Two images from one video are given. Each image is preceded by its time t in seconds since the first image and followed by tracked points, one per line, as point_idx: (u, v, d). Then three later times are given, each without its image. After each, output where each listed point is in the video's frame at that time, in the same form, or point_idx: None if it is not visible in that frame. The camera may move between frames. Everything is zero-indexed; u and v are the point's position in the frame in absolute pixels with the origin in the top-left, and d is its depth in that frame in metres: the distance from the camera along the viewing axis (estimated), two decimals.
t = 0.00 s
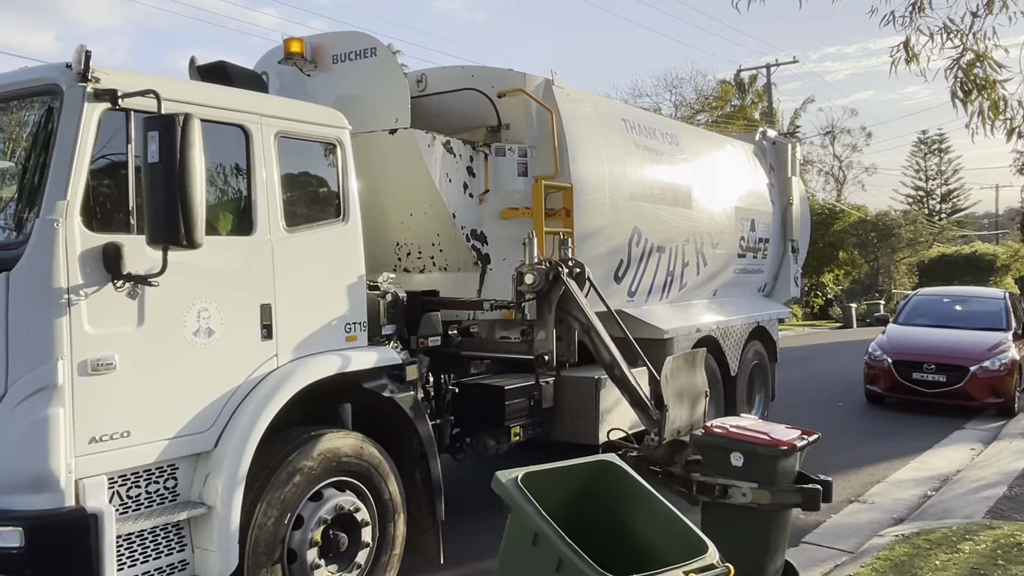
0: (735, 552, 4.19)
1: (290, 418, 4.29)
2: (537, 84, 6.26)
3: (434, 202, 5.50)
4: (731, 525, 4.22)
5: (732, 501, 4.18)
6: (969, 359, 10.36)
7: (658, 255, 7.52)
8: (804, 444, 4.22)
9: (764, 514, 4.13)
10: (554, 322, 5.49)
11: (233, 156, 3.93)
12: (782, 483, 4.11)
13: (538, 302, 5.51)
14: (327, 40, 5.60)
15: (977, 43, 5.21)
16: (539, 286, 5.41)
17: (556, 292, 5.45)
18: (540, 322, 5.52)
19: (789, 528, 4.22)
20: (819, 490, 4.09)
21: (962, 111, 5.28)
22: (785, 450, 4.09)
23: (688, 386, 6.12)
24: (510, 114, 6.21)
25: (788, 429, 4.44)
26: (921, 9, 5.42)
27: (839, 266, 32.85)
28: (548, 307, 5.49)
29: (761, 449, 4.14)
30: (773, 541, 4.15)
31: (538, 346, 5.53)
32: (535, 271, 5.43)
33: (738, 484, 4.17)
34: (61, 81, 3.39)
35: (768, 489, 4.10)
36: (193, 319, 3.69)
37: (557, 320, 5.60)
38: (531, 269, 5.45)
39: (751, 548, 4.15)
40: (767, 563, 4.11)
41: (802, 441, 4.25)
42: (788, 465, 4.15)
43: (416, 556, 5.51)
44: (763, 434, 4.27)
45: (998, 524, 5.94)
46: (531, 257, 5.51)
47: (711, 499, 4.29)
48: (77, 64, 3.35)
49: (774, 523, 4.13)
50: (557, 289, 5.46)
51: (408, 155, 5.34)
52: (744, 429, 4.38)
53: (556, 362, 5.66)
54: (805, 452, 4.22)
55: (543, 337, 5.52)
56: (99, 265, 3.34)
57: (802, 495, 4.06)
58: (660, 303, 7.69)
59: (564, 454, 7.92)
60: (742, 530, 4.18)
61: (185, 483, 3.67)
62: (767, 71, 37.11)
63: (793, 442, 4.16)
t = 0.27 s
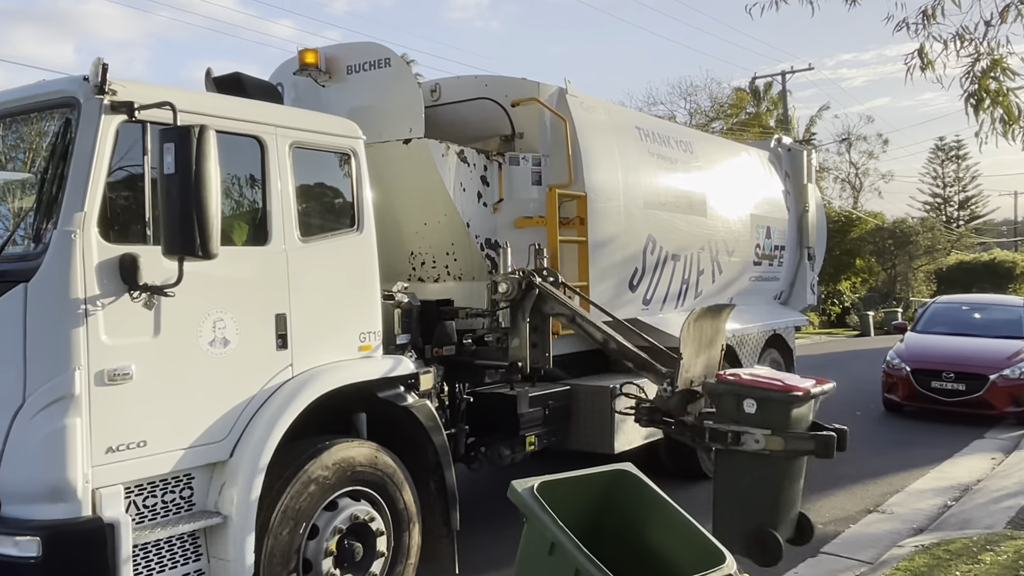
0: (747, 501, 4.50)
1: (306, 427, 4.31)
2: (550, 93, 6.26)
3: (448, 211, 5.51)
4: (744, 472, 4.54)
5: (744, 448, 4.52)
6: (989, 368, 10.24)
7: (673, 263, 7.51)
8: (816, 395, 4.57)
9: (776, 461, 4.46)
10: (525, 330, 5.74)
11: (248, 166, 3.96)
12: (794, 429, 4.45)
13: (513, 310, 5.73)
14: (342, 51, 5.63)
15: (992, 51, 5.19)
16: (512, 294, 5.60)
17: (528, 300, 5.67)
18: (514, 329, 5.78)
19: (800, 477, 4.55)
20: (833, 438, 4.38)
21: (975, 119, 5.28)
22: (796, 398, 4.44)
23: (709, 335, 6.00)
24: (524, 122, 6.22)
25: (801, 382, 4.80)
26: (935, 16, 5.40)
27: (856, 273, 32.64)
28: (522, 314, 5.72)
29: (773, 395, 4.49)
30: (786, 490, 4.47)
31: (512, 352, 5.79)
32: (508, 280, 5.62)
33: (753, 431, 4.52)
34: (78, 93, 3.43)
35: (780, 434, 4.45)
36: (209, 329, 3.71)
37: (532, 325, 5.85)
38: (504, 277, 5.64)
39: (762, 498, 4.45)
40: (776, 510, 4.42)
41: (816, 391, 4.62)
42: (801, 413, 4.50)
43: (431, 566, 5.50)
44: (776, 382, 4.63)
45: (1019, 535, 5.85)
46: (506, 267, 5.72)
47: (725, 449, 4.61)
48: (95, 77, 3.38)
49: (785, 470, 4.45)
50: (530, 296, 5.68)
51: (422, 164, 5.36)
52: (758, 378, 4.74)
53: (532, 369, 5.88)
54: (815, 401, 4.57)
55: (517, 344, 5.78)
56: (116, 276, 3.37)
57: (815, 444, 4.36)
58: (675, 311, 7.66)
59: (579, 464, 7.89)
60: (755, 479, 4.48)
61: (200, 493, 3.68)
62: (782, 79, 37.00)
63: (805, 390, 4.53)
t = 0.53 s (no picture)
0: (750, 424, 5.54)
1: (320, 437, 4.31)
2: (563, 102, 6.28)
3: (461, 220, 5.51)
4: (744, 391, 5.59)
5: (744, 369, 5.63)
6: (1006, 377, 10.14)
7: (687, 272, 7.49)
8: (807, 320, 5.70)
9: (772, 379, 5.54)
10: (508, 338, 5.62)
11: (262, 177, 3.99)
12: (786, 348, 5.57)
13: (495, 318, 5.61)
14: (356, 62, 5.67)
15: (1002, 59, 5.18)
16: (495, 304, 5.49)
17: (510, 308, 5.56)
18: (496, 337, 5.65)
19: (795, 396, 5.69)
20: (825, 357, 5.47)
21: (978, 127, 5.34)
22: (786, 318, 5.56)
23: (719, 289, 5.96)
24: (536, 132, 6.24)
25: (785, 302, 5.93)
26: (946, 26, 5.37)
27: (871, 283, 32.43)
28: (505, 323, 5.61)
29: (766, 318, 5.62)
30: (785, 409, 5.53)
31: (495, 361, 5.67)
32: (490, 288, 5.51)
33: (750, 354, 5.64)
34: (95, 105, 3.47)
35: (776, 356, 5.52)
36: (223, 338, 3.73)
37: (515, 332, 5.72)
38: (487, 286, 5.53)
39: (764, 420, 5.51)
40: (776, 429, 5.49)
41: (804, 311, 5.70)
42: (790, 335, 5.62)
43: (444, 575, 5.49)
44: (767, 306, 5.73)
45: None
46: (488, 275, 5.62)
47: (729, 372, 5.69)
48: (112, 89, 3.42)
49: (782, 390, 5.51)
50: (512, 304, 5.57)
51: (435, 174, 5.37)
52: (751, 305, 5.77)
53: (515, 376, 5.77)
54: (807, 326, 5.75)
55: (500, 352, 5.65)
56: (132, 285, 3.40)
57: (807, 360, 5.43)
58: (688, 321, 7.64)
59: (593, 474, 7.86)
60: (756, 399, 5.54)
61: (215, 502, 3.70)
62: (796, 87, 36.93)
63: (792, 310, 5.63)
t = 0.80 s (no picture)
0: (766, 342, 5.38)
1: (330, 447, 4.32)
2: (573, 113, 6.27)
3: (471, 232, 5.51)
4: (757, 308, 5.39)
5: (751, 286, 5.36)
6: (1021, 387, 10.05)
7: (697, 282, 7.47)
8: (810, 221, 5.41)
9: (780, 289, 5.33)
10: (516, 349, 5.65)
11: (273, 186, 4.01)
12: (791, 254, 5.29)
13: (502, 330, 5.63)
14: (366, 73, 5.70)
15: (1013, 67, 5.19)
16: (502, 315, 5.49)
17: (518, 319, 5.60)
18: (504, 349, 5.66)
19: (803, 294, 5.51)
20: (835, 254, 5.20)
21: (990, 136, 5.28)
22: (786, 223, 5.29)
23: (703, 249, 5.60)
24: (546, 143, 6.23)
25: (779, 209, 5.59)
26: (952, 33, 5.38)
27: (884, 292, 32.23)
28: (513, 333, 5.64)
29: (766, 230, 5.31)
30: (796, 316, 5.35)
31: (502, 372, 5.66)
32: (497, 299, 5.53)
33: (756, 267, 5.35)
34: (108, 118, 3.50)
35: (782, 266, 5.25)
36: (234, 350, 3.74)
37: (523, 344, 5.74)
38: (494, 297, 5.54)
39: (781, 332, 5.36)
40: (793, 339, 5.33)
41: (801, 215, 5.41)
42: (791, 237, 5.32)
43: None
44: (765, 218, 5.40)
45: None
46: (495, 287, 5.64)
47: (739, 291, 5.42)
48: (124, 102, 3.45)
49: (790, 301, 5.34)
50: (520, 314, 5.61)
51: (445, 185, 5.37)
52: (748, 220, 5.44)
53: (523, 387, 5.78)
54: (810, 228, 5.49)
55: (507, 363, 5.66)
56: (145, 297, 3.42)
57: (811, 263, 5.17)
58: (699, 331, 7.61)
59: (604, 485, 7.82)
60: (766, 310, 5.38)
61: (225, 513, 3.70)
62: (806, 96, 36.87)
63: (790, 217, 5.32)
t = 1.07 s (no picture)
0: (763, 233, 4.96)
1: (340, 456, 4.33)
2: (581, 122, 6.29)
3: (480, 241, 5.51)
4: (747, 206, 5.01)
5: (732, 185, 4.99)
6: None
7: (706, 291, 7.45)
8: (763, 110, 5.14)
9: (759, 177, 4.98)
10: (524, 359, 5.68)
11: (282, 196, 4.02)
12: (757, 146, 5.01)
13: (511, 339, 5.67)
14: (374, 83, 5.72)
15: None
16: (511, 324, 5.54)
17: (526, 329, 5.62)
18: (512, 358, 5.70)
19: (789, 174, 5.11)
20: (797, 132, 4.93)
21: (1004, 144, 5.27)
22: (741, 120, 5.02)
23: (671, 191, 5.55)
24: (555, 152, 6.24)
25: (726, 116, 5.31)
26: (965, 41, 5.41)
27: (893, 300, 32.10)
28: (521, 343, 5.67)
29: (723, 133, 5.06)
30: (783, 195, 4.96)
31: (511, 381, 5.71)
32: (506, 309, 5.56)
33: (727, 163, 5.00)
34: (119, 129, 3.52)
35: (754, 156, 4.94)
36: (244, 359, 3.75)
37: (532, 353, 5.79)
38: (503, 307, 5.57)
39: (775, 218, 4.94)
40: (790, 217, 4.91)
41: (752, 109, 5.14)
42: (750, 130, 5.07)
43: None
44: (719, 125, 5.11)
45: None
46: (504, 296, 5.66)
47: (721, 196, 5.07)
48: (135, 113, 3.48)
49: (773, 186, 4.97)
50: (528, 324, 5.64)
51: (454, 195, 5.38)
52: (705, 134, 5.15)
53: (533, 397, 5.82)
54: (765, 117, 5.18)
55: (516, 373, 5.71)
56: (155, 307, 3.43)
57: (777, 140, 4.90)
58: (708, 339, 7.59)
59: (613, 494, 7.79)
60: (751, 206, 5.01)
61: (235, 522, 3.70)
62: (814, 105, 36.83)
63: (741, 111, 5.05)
